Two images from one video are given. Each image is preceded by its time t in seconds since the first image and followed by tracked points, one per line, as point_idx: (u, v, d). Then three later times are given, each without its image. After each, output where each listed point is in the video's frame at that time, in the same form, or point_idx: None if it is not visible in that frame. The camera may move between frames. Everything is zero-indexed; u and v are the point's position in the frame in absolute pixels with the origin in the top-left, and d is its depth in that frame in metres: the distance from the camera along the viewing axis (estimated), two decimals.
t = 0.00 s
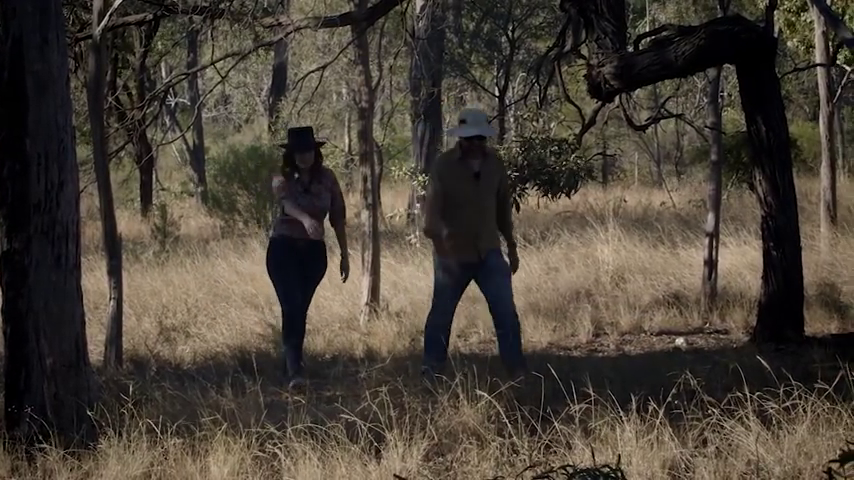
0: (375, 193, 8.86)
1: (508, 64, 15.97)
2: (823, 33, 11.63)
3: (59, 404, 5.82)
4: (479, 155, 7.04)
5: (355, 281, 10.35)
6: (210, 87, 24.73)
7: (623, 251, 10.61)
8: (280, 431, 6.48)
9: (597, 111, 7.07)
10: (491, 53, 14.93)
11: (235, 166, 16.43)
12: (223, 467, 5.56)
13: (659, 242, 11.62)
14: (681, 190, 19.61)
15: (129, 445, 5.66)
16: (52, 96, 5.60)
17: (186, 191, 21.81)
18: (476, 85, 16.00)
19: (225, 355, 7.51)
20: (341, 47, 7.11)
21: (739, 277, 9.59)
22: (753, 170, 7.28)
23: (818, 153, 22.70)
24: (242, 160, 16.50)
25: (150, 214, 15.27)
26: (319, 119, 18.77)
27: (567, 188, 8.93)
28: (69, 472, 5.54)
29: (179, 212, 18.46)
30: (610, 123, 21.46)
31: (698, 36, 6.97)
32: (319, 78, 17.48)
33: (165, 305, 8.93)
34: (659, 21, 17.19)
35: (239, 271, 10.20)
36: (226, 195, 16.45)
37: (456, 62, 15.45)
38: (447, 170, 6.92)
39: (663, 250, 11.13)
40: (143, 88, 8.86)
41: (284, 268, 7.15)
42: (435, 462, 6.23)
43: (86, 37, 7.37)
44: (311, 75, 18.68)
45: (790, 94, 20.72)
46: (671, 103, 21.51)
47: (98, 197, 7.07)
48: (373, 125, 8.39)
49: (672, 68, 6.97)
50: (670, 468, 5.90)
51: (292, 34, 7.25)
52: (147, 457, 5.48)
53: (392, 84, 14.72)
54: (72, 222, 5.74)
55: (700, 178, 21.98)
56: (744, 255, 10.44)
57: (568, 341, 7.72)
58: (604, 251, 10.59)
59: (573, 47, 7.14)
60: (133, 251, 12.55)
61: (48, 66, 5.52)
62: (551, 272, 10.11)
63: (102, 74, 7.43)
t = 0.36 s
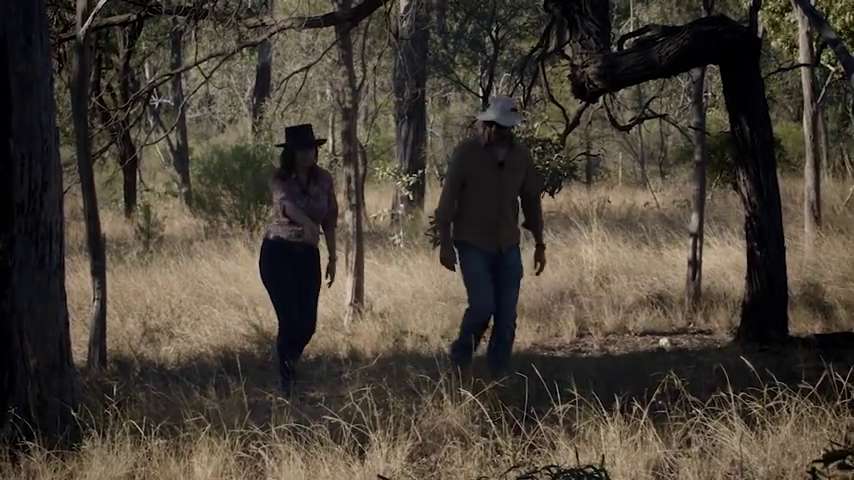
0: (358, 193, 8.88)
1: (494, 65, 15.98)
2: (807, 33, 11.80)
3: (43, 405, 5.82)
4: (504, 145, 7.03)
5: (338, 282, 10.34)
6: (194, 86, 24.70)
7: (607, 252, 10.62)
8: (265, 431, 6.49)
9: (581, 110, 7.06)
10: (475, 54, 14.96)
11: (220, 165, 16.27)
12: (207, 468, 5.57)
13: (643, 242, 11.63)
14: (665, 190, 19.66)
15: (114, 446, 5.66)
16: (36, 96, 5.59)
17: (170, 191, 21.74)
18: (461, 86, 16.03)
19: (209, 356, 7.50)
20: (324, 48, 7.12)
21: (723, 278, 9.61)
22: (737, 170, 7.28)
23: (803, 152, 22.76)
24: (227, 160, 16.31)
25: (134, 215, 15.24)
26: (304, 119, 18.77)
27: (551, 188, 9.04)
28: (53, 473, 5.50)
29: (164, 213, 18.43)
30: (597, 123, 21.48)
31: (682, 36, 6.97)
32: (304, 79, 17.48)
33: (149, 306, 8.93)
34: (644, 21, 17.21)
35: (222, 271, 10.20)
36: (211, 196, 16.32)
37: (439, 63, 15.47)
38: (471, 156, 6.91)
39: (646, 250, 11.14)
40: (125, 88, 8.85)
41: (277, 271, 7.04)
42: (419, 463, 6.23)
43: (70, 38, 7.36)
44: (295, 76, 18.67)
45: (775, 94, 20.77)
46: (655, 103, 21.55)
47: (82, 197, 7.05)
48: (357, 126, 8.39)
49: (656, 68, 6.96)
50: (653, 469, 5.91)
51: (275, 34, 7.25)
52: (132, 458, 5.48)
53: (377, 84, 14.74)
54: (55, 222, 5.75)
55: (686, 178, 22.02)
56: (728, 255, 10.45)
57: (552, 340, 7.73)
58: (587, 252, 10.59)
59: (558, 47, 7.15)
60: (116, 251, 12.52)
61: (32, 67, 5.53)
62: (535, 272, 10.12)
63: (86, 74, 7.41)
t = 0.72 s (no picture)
0: (340, 193, 8.89)
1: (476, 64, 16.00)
2: (789, 33, 11.81)
3: (24, 406, 5.81)
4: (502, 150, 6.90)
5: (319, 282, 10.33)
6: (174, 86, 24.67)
7: (589, 252, 10.63)
8: (247, 432, 6.49)
9: (563, 111, 7.05)
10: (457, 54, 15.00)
11: (202, 165, 16.27)
12: (189, 469, 5.57)
13: (625, 243, 11.64)
14: (647, 190, 19.72)
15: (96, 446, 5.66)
16: (18, 96, 5.59)
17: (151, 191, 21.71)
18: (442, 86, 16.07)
19: (190, 357, 7.49)
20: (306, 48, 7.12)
21: (704, 278, 9.62)
22: (719, 171, 7.29)
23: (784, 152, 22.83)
24: (209, 160, 16.33)
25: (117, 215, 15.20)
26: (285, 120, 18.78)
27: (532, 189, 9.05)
28: (34, 473, 5.49)
29: (146, 213, 18.38)
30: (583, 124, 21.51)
31: (663, 36, 6.97)
32: (287, 78, 17.48)
33: (130, 307, 8.92)
34: (626, 21, 17.25)
35: (203, 271, 10.20)
36: (192, 196, 16.26)
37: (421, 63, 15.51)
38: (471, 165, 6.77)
39: (628, 250, 11.15)
40: (102, 89, 8.83)
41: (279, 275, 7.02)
42: (401, 463, 6.23)
43: (51, 39, 7.35)
44: (277, 76, 18.70)
45: (757, 94, 20.85)
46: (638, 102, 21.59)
47: (63, 198, 7.03)
48: (339, 126, 8.39)
49: (638, 68, 6.95)
50: (635, 469, 5.91)
51: (257, 35, 7.25)
52: (113, 459, 5.47)
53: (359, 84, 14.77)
54: (37, 223, 5.75)
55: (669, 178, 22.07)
56: (710, 255, 10.46)
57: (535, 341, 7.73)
58: (569, 252, 10.60)
59: (539, 47, 7.15)
60: (97, 251, 12.48)
61: (14, 67, 5.52)
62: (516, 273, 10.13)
63: (67, 75, 7.40)
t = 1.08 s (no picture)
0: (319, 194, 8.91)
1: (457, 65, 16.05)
2: (770, 33, 11.94)
3: (4, 407, 5.82)
4: (500, 146, 6.55)
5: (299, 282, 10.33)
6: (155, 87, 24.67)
7: (569, 252, 10.66)
8: (227, 432, 6.48)
9: (543, 111, 7.02)
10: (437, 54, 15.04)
11: (181, 165, 16.28)
12: (169, 470, 5.57)
13: (606, 242, 11.67)
14: (626, 190, 19.80)
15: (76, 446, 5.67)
16: None
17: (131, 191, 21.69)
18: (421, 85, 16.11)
19: (170, 357, 7.48)
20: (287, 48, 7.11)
21: (684, 277, 9.65)
22: (700, 171, 7.29)
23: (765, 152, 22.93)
24: (189, 160, 16.34)
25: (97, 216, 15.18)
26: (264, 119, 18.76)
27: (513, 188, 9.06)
28: (14, 474, 5.50)
29: (128, 213, 18.30)
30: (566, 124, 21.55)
31: (643, 36, 6.96)
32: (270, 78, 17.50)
33: (110, 307, 8.89)
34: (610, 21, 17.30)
35: (184, 272, 10.19)
36: (172, 196, 16.17)
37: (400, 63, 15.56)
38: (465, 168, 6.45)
39: (609, 250, 11.18)
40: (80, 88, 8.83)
41: (291, 272, 6.95)
42: (381, 463, 6.22)
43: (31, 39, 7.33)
44: (259, 75, 18.68)
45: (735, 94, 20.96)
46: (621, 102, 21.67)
47: (44, 198, 7.01)
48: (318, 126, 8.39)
49: (618, 68, 6.93)
50: (614, 469, 5.89)
51: (237, 35, 7.24)
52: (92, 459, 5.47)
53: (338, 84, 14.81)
54: (17, 223, 5.76)
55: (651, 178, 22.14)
56: (690, 255, 10.50)
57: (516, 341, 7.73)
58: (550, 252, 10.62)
59: (519, 47, 7.14)
60: (77, 252, 12.46)
61: None
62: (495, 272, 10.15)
63: (47, 74, 7.38)
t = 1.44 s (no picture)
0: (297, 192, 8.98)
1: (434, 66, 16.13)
2: (747, 32, 11.86)
3: None
4: (497, 149, 6.55)
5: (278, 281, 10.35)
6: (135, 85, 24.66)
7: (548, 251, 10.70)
8: (206, 431, 6.47)
9: (522, 111, 7.01)
10: (417, 53, 15.09)
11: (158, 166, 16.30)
12: (147, 470, 5.58)
13: (585, 241, 11.72)
14: (605, 189, 19.89)
15: (54, 447, 5.79)
16: None
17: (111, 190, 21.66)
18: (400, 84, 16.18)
19: (149, 356, 7.48)
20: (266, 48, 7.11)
21: (663, 276, 9.71)
22: (678, 170, 7.30)
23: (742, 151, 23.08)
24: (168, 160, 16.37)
25: (76, 215, 15.17)
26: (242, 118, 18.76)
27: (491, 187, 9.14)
28: None
29: (104, 212, 18.23)
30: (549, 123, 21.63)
31: (622, 35, 6.97)
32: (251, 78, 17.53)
33: (88, 306, 8.89)
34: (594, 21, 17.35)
35: (162, 271, 10.21)
36: (151, 195, 16.18)
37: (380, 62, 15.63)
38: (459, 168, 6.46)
39: (588, 248, 11.23)
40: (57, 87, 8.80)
41: (289, 278, 7.02)
42: (359, 462, 6.20)
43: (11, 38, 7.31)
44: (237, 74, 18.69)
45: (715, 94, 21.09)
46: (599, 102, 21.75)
47: (22, 197, 6.99)
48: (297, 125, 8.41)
49: (597, 68, 6.94)
50: (593, 468, 5.87)
51: (216, 34, 7.23)
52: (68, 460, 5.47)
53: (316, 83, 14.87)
54: None
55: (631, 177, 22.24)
56: (670, 253, 10.55)
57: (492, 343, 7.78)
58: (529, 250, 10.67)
59: (497, 46, 7.14)
60: (56, 251, 12.44)
61: None
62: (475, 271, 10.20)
63: (27, 73, 7.36)
